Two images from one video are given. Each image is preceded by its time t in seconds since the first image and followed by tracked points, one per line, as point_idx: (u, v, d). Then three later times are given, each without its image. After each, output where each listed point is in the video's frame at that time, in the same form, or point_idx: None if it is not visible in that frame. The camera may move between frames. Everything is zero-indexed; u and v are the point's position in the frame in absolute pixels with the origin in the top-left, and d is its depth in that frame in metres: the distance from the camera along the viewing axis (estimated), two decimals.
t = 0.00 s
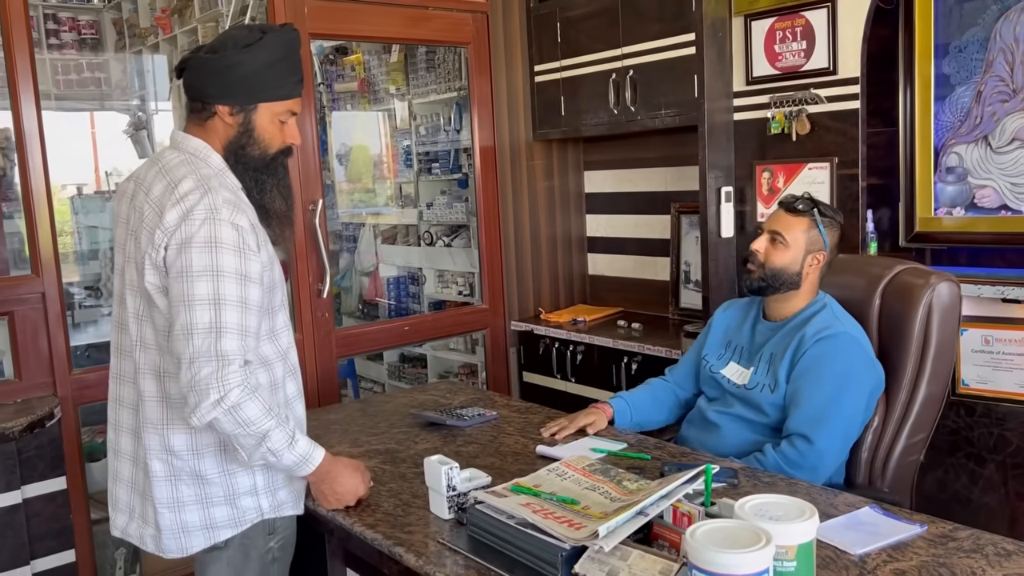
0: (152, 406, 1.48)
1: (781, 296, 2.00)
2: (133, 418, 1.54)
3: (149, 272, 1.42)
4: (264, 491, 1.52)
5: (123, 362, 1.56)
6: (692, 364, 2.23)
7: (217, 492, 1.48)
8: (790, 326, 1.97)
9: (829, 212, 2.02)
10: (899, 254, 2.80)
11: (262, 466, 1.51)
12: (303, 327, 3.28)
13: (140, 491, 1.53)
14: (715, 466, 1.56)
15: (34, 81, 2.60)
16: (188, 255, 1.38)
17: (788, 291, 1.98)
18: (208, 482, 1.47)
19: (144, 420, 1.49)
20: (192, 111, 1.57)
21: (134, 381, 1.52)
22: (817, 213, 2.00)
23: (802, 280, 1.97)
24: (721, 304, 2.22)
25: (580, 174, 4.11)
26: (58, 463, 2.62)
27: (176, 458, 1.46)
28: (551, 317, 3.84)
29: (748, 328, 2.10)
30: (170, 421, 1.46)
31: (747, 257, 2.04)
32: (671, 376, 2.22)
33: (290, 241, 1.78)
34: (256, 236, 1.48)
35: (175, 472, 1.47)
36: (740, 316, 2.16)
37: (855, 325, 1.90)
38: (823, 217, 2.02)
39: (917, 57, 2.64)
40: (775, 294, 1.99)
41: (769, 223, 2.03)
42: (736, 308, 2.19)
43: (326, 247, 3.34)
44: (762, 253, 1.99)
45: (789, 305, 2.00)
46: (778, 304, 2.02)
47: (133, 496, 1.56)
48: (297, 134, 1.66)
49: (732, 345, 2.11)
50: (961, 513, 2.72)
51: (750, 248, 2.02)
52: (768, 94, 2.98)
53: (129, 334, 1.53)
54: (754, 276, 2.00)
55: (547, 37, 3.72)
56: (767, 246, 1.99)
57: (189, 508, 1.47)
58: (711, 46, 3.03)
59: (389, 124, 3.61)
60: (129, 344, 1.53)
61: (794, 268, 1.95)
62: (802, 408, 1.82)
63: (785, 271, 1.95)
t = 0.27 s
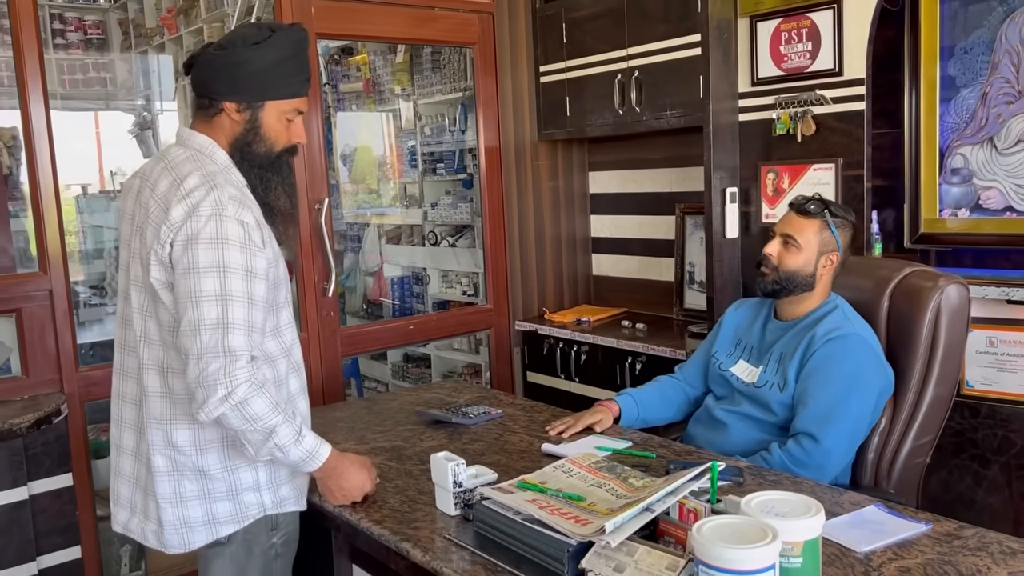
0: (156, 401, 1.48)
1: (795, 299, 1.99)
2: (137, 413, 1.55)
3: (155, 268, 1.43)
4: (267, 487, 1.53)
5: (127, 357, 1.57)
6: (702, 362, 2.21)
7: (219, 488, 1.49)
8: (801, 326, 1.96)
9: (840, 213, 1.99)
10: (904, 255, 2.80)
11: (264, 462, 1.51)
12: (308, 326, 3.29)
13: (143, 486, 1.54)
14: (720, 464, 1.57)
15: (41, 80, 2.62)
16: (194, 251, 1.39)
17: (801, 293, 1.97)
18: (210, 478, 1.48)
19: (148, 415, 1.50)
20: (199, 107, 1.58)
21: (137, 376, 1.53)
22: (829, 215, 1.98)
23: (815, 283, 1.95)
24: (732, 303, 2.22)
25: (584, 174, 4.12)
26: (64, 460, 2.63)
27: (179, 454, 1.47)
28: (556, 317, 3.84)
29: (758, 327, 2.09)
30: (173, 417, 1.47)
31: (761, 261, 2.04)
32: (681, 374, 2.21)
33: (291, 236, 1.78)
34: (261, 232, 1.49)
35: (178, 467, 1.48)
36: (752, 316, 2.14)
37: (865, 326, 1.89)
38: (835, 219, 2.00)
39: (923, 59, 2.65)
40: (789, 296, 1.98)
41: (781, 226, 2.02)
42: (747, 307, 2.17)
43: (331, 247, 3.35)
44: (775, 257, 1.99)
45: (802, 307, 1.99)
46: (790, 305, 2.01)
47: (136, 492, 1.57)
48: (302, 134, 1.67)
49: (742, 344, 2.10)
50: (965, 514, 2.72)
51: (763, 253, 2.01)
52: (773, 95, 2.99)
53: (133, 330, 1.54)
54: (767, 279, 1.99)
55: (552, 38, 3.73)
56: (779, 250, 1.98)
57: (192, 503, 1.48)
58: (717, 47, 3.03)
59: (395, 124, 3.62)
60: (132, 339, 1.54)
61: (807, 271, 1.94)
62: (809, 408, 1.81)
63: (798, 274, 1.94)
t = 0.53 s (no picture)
0: (156, 397, 1.49)
1: (803, 301, 1.93)
2: (136, 409, 1.56)
3: (158, 265, 1.44)
4: (264, 486, 1.53)
5: (128, 354, 1.58)
6: (708, 363, 2.17)
7: (217, 486, 1.50)
8: (810, 326, 1.91)
9: (849, 215, 1.94)
10: (909, 257, 2.80)
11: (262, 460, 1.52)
12: (313, 326, 3.30)
13: (140, 482, 1.55)
14: (724, 464, 1.57)
15: (49, 79, 2.63)
16: (199, 250, 1.39)
17: (811, 296, 1.91)
18: (208, 475, 1.49)
19: (148, 412, 1.50)
20: (207, 106, 1.59)
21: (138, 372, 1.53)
22: (837, 218, 1.93)
23: (824, 285, 1.90)
24: (740, 303, 2.17)
25: (589, 176, 4.12)
26: (70, 457, 2.64)
27: (177, 451, 1.48)
28: (560, 318, 3.85)
29: (766, 327, 2.04)
30: (173, 414, 1.48)
31: (768, 264, 1.98)
32: (687, 374, 2.17)
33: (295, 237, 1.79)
34: (265, 231, 1.50)
35: (176, 464, 1.48)
36: (759, 316, 2.09)
37: (873, 327, 1.84)
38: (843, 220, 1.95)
39: (929, 61, 2.65)
40: (797, 299, 1.93)
41: (788, 229, 1.96)
42: (755, 307, 2.12)
43: (337, 247, 3.36)
44: (784, 260, 1.93)
45: (809, 309, 1.93)
46: (798, 308, 1.96)
47: (134, 487, 1.57)
48: (308, 136, 1.67)
49: (748, 344, 2.05)
50: (968, 516, 2.71)
51: (771, 256, 1.95)
52: (778, 97, 2.99)
53: (135, 326, 1.54)
54: (776, 283, 1.94)
55: (557, 40, 3.73)
56: (788, 253, 1.93)
57: (189, 500, 1.49)
58: (722, 49, 3.04)
59: (400, 125, 3.64)
60: (134, 336, 1.55)
61: (816, 274, 1.88)
62: (816, 407, 1.76)
63: (808, 278, 1.89)
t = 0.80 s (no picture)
0: (154, 393, 1.49)
1: (808, 304, 1.93)
2: (134, 404, 1.56)
3: (162, 261, 1.43)
4: (259, 484, 1.54)
5: (128, 349, 1.58)
6: (712, 363, 2.17)
7: (212, 482, 1.50)
8: (815, 325, 1.90)
9: (852, 216, 1.93)
10: (914, 259, 2.79)
11: (257, 458, 1.52)
12: (317, 326, 3.31)
13: (136, 476, 1.56)
14: (727, 465, 1.57)
15: (56, 79, 2.64)
16: (205, 247, 1.40)
17: (817, 298, 1.91)
18: (203, 471, 1.49)
19: (146, 407, 1.50)
20: (217, 104, 1.58)
21: (138, 368, 1.53)
22: (840, 219, 1.92)
23: (830, 287, 1.90)
24: (744, 303, 2.16)
25: (594, 177, 4.12)
26: (74, 455, 2.65)
27: (173, 446, 1.48)
28: (564, 319, 3.85)
29: (770, 328, 2.04)
30: (172, 410, 1.48)
31: (773, 267, 1.98)
32: (690, 375, 2.17)
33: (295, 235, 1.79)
34: (269, 230, 1.50)
35: (171, 459, 1.49)
36: (763, 316, 2.09)
37: (877, 328, 1.83)
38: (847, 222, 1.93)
39: (934, 63, 2.64)
40: (802, 301, 1.92)
41: (793, 232, 1.96)
42: (758, 308, 2.12)
43: (341, 247, 3.36)
44: (788, 264, 1.92)
45: (813, 311, 1.93)
46: (802, 309, 1.96)
47: (130, 481, 1.58)
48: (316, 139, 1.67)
49: (752, 344, 2.05)
50: (972, 520, 2.70)
51: (776, 259, 1.95)
52: (784, 98, 2.99)
53: (135, 321, 1.54)
54: (781, 286, 1.94)
55: (562, 40, 3.73)
56: (792, 256, 1.92)
57: (184, 495, 1.49)
58: (728, 50, 3.03)
59: (406, 126, 3.64)
60: (134, 331, 1.55)
61: (821, 276, 1.88)
62: (820, 407, 1.76)
63: (813, 281, 1.89)
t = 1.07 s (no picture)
0: (152, 384, 1.49)
1: (811, 306, 1.92)
2: (132, 396, 1.56)
3: (172, 254, 1.43)
4: (249, 482, 1.53)
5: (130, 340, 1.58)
6: (714, 364, 2.16)
7: (202, 478, 1.50)
8: (818, 327, 1.90)
9: (854, 217, 1.91)
10: (919, 262, 2.78)
11: (249, 455, 1.52)
12: (321, 326, 3.31)
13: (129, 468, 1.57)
14: (727, 467, 1.57)
15: (61, 78, 2.65)
16: (218, 241, 1.40)
17: (819, 299, 1.90)
18: (194, 466, 1.50)
19: (144, 399, 1.50)
20: (235, 104, 1.57)
21: (137, 360, 1.53)
22: (841, 220, 1.90)
23: (833, 289, 1.89)
24: (746, 304, 2.15)
25: (599, 178, 4.12)
26: (77, 453, 2.66)
27: (166, 439, 1.49)
28: (567, 320, 3.84)
29: (772, 329, 2.03)
30: (168, 403, 1.48)
31: (775, 270, 1.96)
32: (692, 376, 2.16)
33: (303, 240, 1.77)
34: (280, 227, 1.50)
35: (164, 452, 1.49)
36: (765, 317, 2.08)
37: (880, 330, 1.83)
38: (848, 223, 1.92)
39: (939, 66, 2.64)
40: (804, 304, 1.92)
41: (794, 235, 1.94)
42: (761, 309, 2.11)
43: (345, 246, 3.37)
44: (790, 266, 1.91)
45: (816, 314, 1.92)
46: (804, 312, 1.95)
47: (123, 472, 1.59)
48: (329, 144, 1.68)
49: (755, 345, 2.04)
50: (976, 524, 2.69)
51: (777, 262, 1.93)
52: (788, 100, 2.98)
53: (138, 313, 1.54)
54: (783, 289, 1.93)
55: (567, 42, 3.73)
56: (794, 259, 1.91)
57: (174, 489, 1.50)
58: (732, 51, 3.03)
59: (411, 127, 3.65)
60: (136, 323, 1.55)
61: (824, 278, 1.87)
62: (821, 409, 1.75)
63: (815, 283, 1.88)
